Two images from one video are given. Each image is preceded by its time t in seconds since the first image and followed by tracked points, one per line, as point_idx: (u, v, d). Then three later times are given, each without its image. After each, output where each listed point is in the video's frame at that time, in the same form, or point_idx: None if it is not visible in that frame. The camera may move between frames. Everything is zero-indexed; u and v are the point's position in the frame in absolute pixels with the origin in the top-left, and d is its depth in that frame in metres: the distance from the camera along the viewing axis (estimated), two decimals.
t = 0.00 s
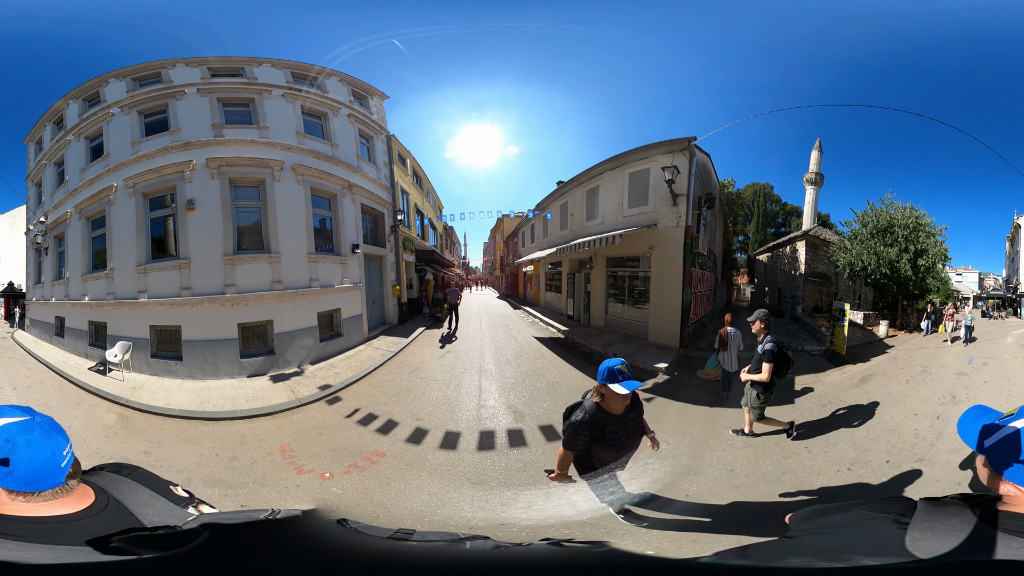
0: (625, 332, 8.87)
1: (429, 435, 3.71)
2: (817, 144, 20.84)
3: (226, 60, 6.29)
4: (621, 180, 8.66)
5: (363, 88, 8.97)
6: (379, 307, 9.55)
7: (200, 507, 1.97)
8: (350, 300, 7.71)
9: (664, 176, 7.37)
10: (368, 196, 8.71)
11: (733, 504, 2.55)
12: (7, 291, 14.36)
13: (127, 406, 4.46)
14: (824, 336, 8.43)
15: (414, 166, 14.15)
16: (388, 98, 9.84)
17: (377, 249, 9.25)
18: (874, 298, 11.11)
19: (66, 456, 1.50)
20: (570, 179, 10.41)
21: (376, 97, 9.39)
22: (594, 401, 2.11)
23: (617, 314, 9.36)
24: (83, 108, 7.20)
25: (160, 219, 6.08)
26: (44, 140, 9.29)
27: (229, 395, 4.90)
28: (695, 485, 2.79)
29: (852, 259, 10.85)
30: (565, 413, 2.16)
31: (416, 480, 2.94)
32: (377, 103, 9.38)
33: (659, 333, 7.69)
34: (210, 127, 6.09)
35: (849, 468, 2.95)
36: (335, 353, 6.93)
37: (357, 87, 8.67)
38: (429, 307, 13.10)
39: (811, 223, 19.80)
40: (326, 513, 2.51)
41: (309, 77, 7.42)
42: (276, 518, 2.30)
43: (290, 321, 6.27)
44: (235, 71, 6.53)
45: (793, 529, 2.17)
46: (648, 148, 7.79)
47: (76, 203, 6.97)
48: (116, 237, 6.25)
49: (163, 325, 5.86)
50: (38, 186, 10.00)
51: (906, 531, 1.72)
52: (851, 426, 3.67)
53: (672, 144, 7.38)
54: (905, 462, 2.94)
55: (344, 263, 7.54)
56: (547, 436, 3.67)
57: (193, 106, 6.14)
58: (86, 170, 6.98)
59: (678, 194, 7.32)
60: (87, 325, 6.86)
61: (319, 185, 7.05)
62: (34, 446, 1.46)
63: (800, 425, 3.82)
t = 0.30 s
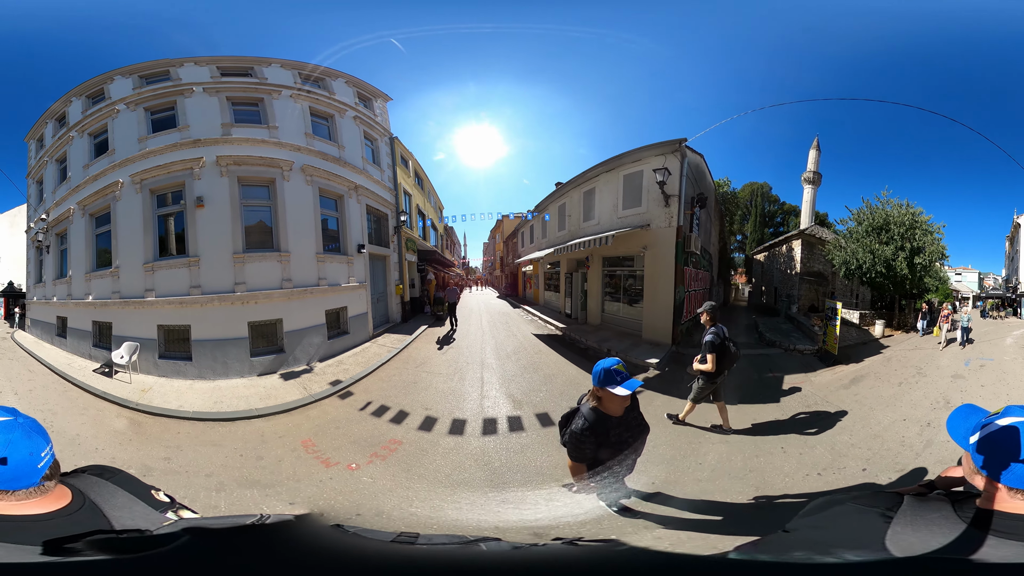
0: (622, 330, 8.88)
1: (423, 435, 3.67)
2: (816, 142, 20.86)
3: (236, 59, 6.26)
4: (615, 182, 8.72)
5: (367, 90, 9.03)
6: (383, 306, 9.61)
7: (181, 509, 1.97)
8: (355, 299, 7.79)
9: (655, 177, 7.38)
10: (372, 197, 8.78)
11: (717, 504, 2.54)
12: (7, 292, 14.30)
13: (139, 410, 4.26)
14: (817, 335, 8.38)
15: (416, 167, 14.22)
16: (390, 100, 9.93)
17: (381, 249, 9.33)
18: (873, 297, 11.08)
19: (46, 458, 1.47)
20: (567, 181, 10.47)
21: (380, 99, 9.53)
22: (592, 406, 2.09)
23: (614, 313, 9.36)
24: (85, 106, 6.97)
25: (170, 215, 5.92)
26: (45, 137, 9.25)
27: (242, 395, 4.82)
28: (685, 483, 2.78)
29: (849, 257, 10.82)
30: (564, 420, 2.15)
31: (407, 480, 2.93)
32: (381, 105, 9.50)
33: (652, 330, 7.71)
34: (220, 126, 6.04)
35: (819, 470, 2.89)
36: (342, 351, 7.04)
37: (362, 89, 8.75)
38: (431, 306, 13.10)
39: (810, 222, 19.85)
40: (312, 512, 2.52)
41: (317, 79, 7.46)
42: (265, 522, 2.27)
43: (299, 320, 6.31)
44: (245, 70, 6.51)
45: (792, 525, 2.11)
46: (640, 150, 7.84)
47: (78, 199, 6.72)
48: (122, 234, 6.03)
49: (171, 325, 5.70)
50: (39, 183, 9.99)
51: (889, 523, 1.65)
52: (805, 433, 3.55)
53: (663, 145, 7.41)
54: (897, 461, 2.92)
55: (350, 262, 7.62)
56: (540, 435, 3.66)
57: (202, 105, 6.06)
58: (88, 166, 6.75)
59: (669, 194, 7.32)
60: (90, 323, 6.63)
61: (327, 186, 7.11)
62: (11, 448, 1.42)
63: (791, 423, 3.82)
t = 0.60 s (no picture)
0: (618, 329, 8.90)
1: (421, 439, 3.70)
2: (812, 142, 21.00)
3: (246, 59, 6.26)
4: (610, 185, 8.77)
5: (372, 93, 9.09)
6: (387, 307, 9.66)
7: (163, 506, 1.97)
8: (361, 299, 7.88)
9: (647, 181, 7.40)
10: (377, 198, 8.84)
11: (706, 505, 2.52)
12: (8, 292, 14.31)
13: (156, 415, 4.07)
14: (807, 335, 8.34)
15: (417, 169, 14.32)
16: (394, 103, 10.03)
17: (384, 250, 9.38)
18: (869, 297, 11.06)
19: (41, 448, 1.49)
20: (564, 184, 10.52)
21: (384, 101, 9.61)
22: (589, 402, 2.08)
23: (610, 313, 9.33)
24: (90, 102, 6.96)
25: (179, 212, 5.77)
26: (46, 134, 9.22)
27: (256, 396, 4.76)
28: (678, 485, 2.76)
29: (844, 256, 10.78)
30: (560, 414, 2.16)
31: (398, 488, 2.88)
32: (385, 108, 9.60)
33: (645, 328, 7.68)
34: (231, 125, 5.99)
35: (783, 474, 2.88)
36: (350, 348, 7.17)
37: (367, 90, 8.81)
38: (432, 306, 13.11)
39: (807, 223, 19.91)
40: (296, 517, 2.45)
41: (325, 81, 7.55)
42: (235, 521, 2.25)
43: (311, 319, 6.40)
44: (255, 70, 6.51)
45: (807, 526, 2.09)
46: (633, 154, 7.88)
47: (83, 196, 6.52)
48: (129, 232, 5.84)
49: (181, 325, 5.56)
50: (40, 181, 9.98)
51: (900, 520, 1.60)
52: (744, 433, 3.62)
53: (654, 148, 7.42)
54: (890, 462, 2.90)
55: (356, 263, 7.74)
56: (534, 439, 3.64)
57: (212, 103, 5.98)
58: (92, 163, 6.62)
59: (661, 197, 7.32)
60: (94, 325, 6.53)
61: (335, 188, 7.19)
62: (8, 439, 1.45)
63: (787, 424, 3.79)
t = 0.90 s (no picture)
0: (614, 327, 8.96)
1: (428, 429, 3.78)
2: (812, 141, 20.95)
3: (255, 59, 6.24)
4: (606, 188, 8.84)
5: (377, 95, 9.14)
6: (390, 306, 9.72)
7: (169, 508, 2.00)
8: (365, 299, 7.95)
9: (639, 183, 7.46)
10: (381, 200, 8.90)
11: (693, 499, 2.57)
12: (7, 291, 14.30)
13: (179, 418, 3.97)
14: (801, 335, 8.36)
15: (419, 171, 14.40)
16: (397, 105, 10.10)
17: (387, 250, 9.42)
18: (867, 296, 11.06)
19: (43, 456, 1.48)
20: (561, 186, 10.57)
21: (387, 103, 9.67)
22: (590, 398, 2.09)
23: (606, 312, 9.35)
24: (94, 100, 6.95)
25: (187, 212, 5.66)
26: (49, 132, 9.25)
27: (269, 395, 4.74)
28: (667, 481, 2.80)
29: (840, 255, 10.79)
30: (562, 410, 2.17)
31: (393, 482, 2.91)
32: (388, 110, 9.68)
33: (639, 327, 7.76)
34: (240, 124, 5.95)
35: (749, 474, 2.88)
36: (355, 347, 7.27)
37: (371, 92, 8.85)
38: (433, 305, 13.13)
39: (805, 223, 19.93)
40: (293, 511, 2.49)
41: (331, 82, 7.61)
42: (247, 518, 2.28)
43: (319, 318, 6.48)
44: (264, 71, 6.50)
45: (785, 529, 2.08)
46: (627, 156, 7.96)
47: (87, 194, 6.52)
48: (135, 232, 5.64)
49: (191, 327, 5.44)
50: (42, 178, 9.99)
51: (888, 528, 1.55)
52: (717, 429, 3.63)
53: (647, 151, 7.48)
54: (879, 463, 2.94)
55: (361, 263, 7.83)
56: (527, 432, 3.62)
57: (220, 103, 5.93)
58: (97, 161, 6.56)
59: (653, 199, 7.36)
60: (100, 326, 6.51)
61: (341, 190, 7.27)
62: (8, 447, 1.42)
63: (778, 423, 3.83)
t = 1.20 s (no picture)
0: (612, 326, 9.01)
1: (433, 423, 3.90)
2: (810, 141, 20.99)
3: (261, 59, 6.26)
4: (603, 189, 8.88)
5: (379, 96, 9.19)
6: (392, 306, 9.77)
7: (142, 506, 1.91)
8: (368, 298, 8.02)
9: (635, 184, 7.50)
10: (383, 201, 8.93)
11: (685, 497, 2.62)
12: (7, 291, 14.29)
13: (186, 420, 3.94)
14: (797, 335, 8.40)
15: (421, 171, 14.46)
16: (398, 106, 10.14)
17: (388, 250, 9.46)
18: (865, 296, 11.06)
19: (21, 448, 1.51)
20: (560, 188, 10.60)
21: (390, 104, 9.73)
22: (595, 399, 2.08)
23: (604, 312, 9.38)
24: (96, 98, 6.95)
25: (191, 210, 5.65)
26: (50, 130, 9.23)
27: (276, 393, 4.76)
28: (660, 481, 2.83)
29: (837, 254, 10.81)
30: (565, 410, 2.16)
31: (387, 478, 2.92)
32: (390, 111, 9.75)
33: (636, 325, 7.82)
34: (245, 124, 5.96)
35: (733, 473, 2.93)
36: (358, 345, 7.34)
37: (374, 93, 8.90)
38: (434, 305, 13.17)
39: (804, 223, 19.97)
40: (288, 511, 2.46)
41: (335, 83, 7.64)
42: (208, 522, 2.09)
43: (323, 316, 6.54)
44: (269, 70, 6.51)
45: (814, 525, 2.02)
46: (623, 157, 8.01)
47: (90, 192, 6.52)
48: (139, 231, 5.61)
49: (195, 326, 5.43)
50: (42, 177, 10.00)
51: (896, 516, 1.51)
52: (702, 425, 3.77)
53: (643, 152, 7.52)
54: (873, 463, 2.95)
55: (363, 263, 7.89)
56: (520, 428, 3.81)
57: (226, 103, 5.93)
58: (99, 159, 6.57)
59: (649, 199, 7.39)
60: (103, 327, 6.53)
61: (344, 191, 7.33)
62: None
63: (768, 423, 3.87)
